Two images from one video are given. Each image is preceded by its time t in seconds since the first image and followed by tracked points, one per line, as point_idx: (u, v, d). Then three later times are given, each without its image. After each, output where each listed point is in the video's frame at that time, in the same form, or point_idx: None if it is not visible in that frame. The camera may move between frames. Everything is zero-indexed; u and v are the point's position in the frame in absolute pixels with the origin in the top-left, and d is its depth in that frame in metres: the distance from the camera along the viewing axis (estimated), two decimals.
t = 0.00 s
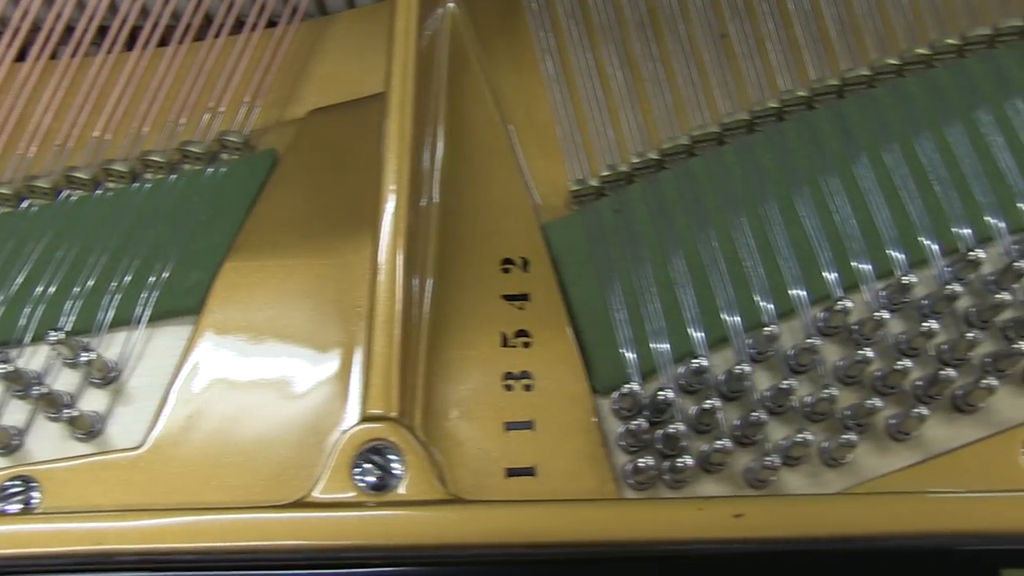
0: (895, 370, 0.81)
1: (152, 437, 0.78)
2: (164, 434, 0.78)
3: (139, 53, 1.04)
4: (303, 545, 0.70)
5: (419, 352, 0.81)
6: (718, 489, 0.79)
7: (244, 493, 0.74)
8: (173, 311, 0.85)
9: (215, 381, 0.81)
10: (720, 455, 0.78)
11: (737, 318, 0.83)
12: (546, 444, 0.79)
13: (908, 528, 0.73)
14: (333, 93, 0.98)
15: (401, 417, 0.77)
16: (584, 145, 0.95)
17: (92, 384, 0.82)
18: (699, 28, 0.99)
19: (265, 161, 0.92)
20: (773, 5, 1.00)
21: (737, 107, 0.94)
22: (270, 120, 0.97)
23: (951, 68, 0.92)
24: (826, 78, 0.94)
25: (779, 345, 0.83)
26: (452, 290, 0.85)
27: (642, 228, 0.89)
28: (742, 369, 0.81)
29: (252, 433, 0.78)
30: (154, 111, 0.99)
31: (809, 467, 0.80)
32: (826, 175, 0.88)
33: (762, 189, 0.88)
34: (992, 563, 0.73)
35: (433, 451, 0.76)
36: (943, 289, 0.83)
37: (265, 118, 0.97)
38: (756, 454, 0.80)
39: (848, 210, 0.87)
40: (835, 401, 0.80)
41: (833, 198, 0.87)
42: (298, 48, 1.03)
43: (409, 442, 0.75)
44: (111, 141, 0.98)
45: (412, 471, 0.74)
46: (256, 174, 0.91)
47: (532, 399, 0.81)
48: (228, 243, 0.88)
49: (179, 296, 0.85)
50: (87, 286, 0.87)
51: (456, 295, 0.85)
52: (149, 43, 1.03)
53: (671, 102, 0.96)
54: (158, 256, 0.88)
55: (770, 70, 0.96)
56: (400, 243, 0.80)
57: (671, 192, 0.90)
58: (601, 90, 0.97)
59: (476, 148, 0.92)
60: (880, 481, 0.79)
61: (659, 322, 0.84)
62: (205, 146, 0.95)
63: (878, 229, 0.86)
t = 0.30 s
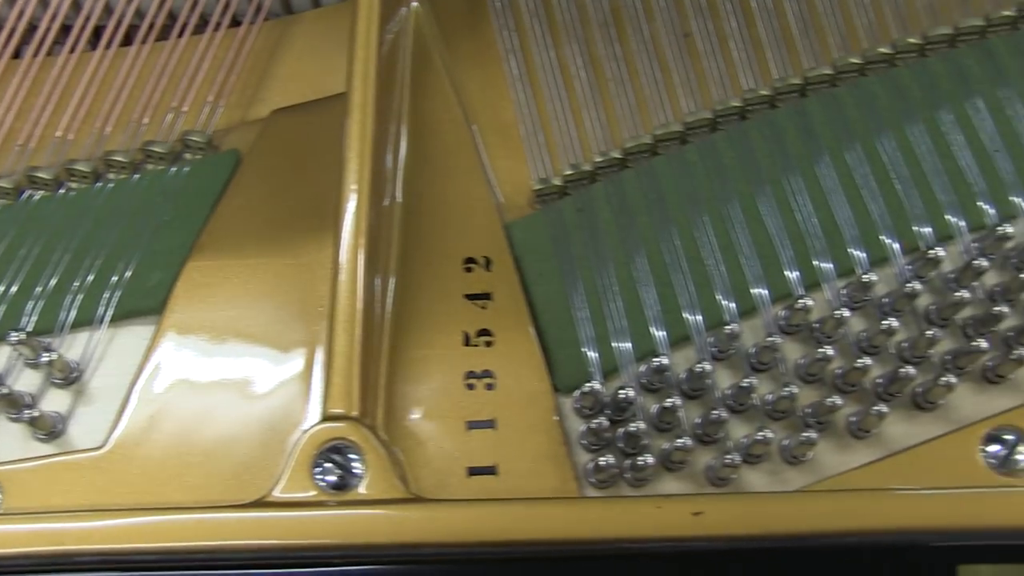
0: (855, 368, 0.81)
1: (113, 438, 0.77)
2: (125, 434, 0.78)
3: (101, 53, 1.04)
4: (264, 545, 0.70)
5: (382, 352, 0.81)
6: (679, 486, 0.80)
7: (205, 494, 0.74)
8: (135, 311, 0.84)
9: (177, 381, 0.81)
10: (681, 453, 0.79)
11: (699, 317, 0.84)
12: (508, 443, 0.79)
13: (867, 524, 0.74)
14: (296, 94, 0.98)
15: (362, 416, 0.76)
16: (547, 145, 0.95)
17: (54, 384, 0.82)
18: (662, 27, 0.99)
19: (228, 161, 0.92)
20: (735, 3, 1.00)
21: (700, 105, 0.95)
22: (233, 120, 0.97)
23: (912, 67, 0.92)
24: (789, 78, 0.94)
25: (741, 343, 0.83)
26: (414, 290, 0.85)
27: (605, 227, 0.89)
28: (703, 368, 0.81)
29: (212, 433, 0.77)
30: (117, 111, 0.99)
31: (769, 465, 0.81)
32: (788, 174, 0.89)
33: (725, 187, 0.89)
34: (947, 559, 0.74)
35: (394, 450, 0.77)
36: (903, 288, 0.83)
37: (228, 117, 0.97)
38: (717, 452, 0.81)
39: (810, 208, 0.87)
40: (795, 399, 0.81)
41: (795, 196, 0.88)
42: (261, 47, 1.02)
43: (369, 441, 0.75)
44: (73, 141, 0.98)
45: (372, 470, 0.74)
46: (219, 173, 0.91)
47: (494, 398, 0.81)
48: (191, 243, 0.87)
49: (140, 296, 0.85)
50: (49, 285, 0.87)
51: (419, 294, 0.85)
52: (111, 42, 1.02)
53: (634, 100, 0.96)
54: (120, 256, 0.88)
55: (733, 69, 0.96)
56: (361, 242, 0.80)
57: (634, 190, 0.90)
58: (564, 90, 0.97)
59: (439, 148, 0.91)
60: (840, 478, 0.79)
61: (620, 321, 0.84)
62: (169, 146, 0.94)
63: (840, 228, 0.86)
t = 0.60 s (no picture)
0: (820, 368, 0.82)
1: (78, 440, 0.77)
2: (90, 436, 0.78)
3: (69, 54, 1.03)
4: (229, 547, 0.70)
5: (349, 353, 0.82)
6: (645, 486, 0.80)
7: (171, 496, 0.74)
8: (101, 313, 0.84)
9: (144, 384, 0.80)
10: (646, 453, 0.79)
11: (666, 317, 0.84)
12: (475, 443, 0.79)
13: (830, 522, 0.75)
14: (265, 95, 0.98)
15: (328, 418, 0.77)
16: (515, 145, 0.95)
17: (20, 387, 0.81)
18: (630, 27, 1.00)
19: (196, 163, 0.92)
20: (703, 4, 1.01)
21: (668, 106, 0.95)
22: (202, 121, 0.97)
23: (877, 68, 0.93)
24: (756, 78, 0.94)
25: (707, 343, 0.84)
26: (381, 291, 0.85)
27: (572, 228, 0.89)
28: (669, 368, 0.81)
29: (178, 436, 0.77)
30: (84, 113, 0.99)
31: (735, 464, 0.81)
32: (755, 174, 0.89)
33: (692, 188, 0.89)
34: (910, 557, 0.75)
35: (360, 452, 0.76)
36: (868, 287, 0.84)
37: (196, 118, 0.97)
38: (683, 451, 0.81)
39: (776, 209, 0.87)
40: (761, 398, 0.81)
41: (761, 196, 0.88)
42: (230, 48, 1.02)
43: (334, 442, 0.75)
44: (40, 143, 0.98)
45: (337, 471, 0.74)
46: (187, 174, 0.91)
47: (460, 399, 0.81)
48: (159, 244, 0.87)
49: (107, 299, 0.85)
50: (15, 287, 0.87)
51: (386, 294, 0.85)
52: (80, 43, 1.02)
53: (602, 101, 0.96)
54: (87, 257, 0.88)
55: (700, 70, 0.97)
56: (327, 242, 0.80)
57: (602, 191, 0.90)
58: (532, 91, 0.97)
59: (408, 149, 0.91)
60: (805, 477, 0.80)
61: (587, 321, 0.84)
62: (136, 146, 0.95)
63: (806, 228, 0.87)
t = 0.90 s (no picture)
0: (774, 370, 0.82)
1: (32, 446, 0.77)
2: (44, 442, 0.77)
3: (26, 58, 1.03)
4: (181, 552, 0.69)
5: (304, 357, 0.81)
6: (601, 488, 0.80)
7: (124, 500, 0.74)
8: (57, 317, 0.84)
9: (99, 389, 0.80)
10: (601, 455, 0.80)
11: (621, 321, 0.84)
12: (431, 446, 0.79)
13: (784, 524, 0.75)
14: (223, 99, 0.98)
15: (282, 422, 0.76)
16: (474, 150, 0.96)
17: None
18: (588, 31, 1.00)
19: (153, 167, 0.92)
20: (661, 7, 1.01)
21: (626, 109, 0.95)
22: (160, 126, 0.97)
23: (832, 72, 0.94)
24: (713, 82, 0.95)
25: (663, 346, 0.84)
26: (337, 294, 0.85)
27: (530, 231, 0.89)
28: (624, 370, 0.82)
29: (132, 441, 0.77)
30: (41, 117, 0.98)
31: (689, 466, 0.82)
32: (712, 178, 0.89)
33: (649, 191, 0.89)
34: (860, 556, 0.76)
35: (317, 457, 0.76)
36: (822, 289, 0.85)
37: (155, 123, 0.97)
38: (638, 453, 0.82)
39: (732, 211, 0.88)
40: (715, 400, 0.81)
41: (717, 199, 0.89)
42: (189, 52, 1.02)
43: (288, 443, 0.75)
44: None
45: (292, 474, 0.74)
46: (144, 177, 0.92)
47: (416, 402, 0.81)
48: (115, 248, 0.87)
49: (62, 304, 0.85)
50: None
51: (343, 298, 0.85)
52: (38, 46, 1.02)
53: (560, 105, 0.97)
54: (43, 260, 0.88)
55: (658, 74, 0.97)
56: (283, 244, 0.80)
57: (559, 194, 0.91)
58: (491, 95, 0.98)
59: (366, 152, 0.91)
60: (758, 478, 0.81)
61: (543, 324, 0.85)
62: (94, 152, 0.95)
63: (761, 231, 0.87)
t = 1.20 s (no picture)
0: (732, 370, 0.83)
1: None
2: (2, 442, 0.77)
3: None
4: (136, 552, 0.69)
5: (263, 356, 0.81)
6: (560, 488, 0.81)
7: (83, 501, 0.74)
8: (15, 318, 0.84)
9: (57, 389, 0.80)
10: (559, 454, 0.80)
11: (581, 322, 0.85)
12: (390, 446, 0.80)
13: (740, 523, 0.75)
14: (186, 100, 0.98)
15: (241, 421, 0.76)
16: (436, 150, 0.96)
17: None
18: (551, 32, 1.00)
19: (115, 167, 0.92)
20: (624, 9, 1.01)
21: (588, 111, 0.96)
22: (122, 126, 0.97)
23: (793, 75, 0.95)
24: (675, 84, 0.96)
25: (622, 347, 0.85)
26: (298, 295, 0.85)
27: (492, 232, 0.90)
28: (583, 371, 0.82)
29: (90, 441, 0.77)
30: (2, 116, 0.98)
31: (648, 466, 0.82)
32: (673, 179, 0.90)
33: (610, 193, 0.90)
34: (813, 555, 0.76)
35: (277, 458, 0.77)
36: (780, 290, 0.85)
37: (117, 123, 0.97)
38: (596, 453, 0.82)
39: (692, 212, 0.88)
40: (673, 401, 0.82)
41: (677, 200, 0.89)
42: (151, 52, 1.02)
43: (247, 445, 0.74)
44: None
45: (250, 475, 0.74)
46: (106, 177, 0.91)
47: (376, 402, 0.81)
48: (75, 248, 0.87)
49: (20, 304, 0.85)
50: None
51: (303, 298, 0.85)
52: None
53: (522, 106, 0.97)
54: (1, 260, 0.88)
55: (620, 76, 0.98)
56: (243, 243, 0.80)
57: (521, 195, 0.91)
58: (453, 95, 0.98)
59: (328, 153, 0.91)
60: (716, 478, 0.81)
61: (503, 325, 0.85)
62: (55, 152, 0.95)
63: (721, 232, 0.88)
